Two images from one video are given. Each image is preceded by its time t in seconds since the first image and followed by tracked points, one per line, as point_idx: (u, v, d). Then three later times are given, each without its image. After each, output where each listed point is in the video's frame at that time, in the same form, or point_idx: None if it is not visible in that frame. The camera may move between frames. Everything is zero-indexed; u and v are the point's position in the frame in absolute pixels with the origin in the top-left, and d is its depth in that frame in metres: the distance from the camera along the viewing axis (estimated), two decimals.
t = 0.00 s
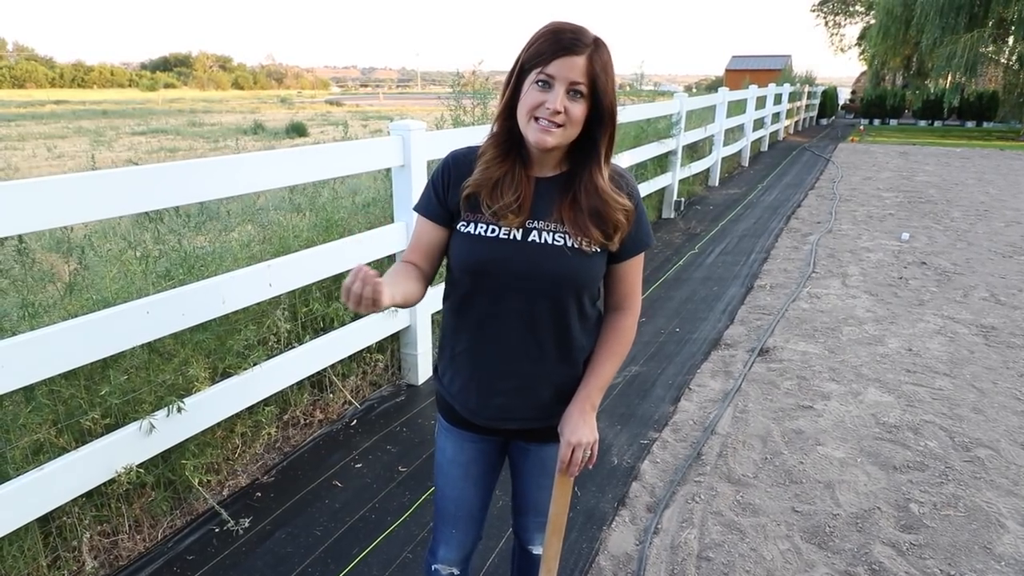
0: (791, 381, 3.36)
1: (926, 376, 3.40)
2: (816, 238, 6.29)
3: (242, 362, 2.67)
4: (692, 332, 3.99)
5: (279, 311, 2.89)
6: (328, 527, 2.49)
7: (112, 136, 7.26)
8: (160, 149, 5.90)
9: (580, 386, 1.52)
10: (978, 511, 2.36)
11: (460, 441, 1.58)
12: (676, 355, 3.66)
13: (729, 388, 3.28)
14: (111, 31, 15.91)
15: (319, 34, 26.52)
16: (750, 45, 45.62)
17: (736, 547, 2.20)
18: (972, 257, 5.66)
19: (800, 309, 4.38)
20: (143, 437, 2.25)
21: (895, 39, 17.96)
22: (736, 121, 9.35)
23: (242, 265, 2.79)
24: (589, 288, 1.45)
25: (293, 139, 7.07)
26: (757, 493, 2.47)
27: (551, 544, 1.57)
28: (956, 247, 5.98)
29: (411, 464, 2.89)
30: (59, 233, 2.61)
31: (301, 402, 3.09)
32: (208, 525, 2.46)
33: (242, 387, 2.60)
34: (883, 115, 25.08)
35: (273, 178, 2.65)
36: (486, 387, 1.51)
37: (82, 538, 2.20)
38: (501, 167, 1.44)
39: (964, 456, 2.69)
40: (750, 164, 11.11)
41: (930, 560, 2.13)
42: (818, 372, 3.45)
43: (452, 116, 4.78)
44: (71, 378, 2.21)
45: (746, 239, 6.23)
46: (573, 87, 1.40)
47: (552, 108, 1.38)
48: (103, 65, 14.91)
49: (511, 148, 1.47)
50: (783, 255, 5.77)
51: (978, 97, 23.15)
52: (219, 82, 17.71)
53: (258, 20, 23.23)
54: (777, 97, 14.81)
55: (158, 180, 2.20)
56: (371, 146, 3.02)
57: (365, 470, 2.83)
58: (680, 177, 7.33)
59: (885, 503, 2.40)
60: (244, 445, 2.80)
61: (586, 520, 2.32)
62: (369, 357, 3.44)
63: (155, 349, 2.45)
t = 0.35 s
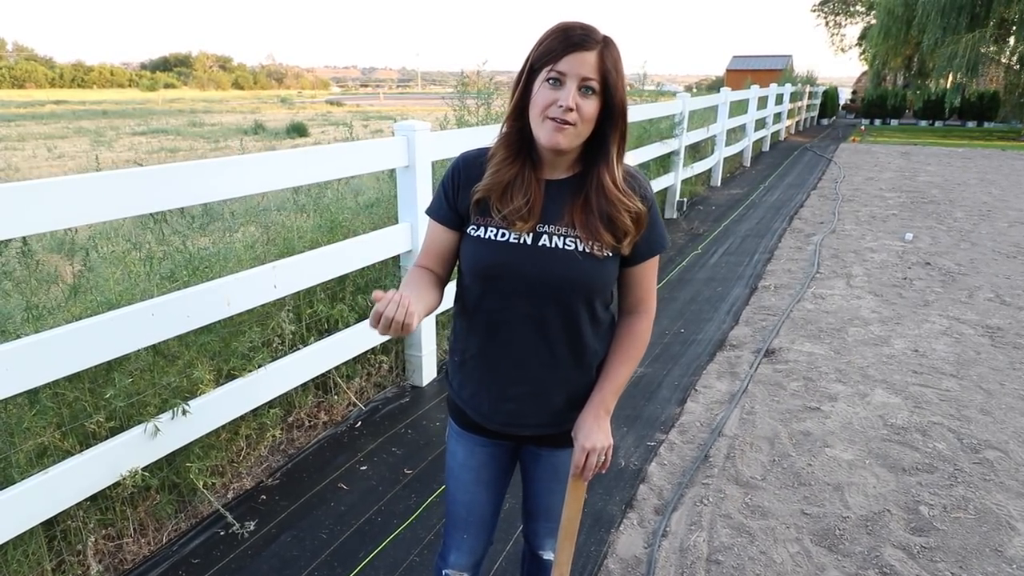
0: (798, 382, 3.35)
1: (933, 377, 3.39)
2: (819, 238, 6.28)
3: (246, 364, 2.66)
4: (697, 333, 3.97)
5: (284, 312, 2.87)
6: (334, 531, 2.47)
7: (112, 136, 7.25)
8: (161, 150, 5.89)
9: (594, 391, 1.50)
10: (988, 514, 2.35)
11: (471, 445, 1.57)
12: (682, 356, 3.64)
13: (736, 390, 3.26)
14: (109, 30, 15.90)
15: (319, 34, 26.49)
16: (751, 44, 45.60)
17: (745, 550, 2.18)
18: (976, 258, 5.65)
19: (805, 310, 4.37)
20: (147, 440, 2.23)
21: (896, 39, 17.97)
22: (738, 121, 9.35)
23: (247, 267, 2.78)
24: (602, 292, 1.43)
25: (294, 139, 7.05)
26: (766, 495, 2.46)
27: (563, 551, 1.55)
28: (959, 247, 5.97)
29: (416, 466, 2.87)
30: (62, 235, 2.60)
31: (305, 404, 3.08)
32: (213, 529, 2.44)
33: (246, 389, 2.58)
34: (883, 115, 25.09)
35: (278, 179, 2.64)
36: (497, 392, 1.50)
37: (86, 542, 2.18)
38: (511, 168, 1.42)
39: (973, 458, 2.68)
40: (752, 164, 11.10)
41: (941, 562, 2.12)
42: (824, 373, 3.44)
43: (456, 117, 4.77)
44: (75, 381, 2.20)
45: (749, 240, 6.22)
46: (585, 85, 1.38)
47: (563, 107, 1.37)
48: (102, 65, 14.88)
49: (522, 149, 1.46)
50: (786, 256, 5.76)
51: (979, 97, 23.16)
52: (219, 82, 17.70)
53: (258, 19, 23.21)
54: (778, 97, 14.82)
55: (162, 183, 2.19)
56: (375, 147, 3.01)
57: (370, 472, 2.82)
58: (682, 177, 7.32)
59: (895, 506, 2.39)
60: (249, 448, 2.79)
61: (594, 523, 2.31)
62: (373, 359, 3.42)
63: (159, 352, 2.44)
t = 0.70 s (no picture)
0: (794, 380, 3.36)
1: (928, 374, 3.41)
2: (812, 236, 6.32)
3: (242, 365, 2.63)
4: (693, 332, 3.98)
5: (280, 313, 2.85)
6: (332, 533, 2.45)
7: (100, 136, 7.16)
8: (152, 150, 5.83)
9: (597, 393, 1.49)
10: (986, 509, 2.36)
11: (475, 447, 1.56)
12: (678, 355, 3.65)
13: (733, 388, 3.27)
14: (97, 29, 15.75)
15: (309, 34, 26.37)
16: (741, 44, 45.79)
17: (746, 548, 2.18)
18: (967, 255, 5.70)
19: (800, 308, 4.38)
20: (142, 444, 2.20)
21: (885, 39, 18.12)
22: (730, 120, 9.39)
23: (242, 267, 2.75)
24: (607, 293, 1.42)
25: (286, 139, 7.00)
26: (766, 493, 2.46)
27: (563, 554, 1.54)
28: (950, 245, 6.02)
29: (414, 467, 2.85)
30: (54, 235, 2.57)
31: (301, 405, 3.05)
32: (209, 533, 2.42)
33: (242, 391, 2.56)
34: (872, 115, 25.28)
35: (274, 179, 2.62)
36: (501, 394, 1.49)
37: (80, 548, 2.15)
38: (516, 169, 1.41)
39: (970, 454, 2.69)
40: (743, 163, 11.14)
41: (941, 559, 2.13)
42: (820, 371, 3.45)
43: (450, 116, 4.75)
44: (68, 385, 2.17)
45: (742, 238, 6.24)
46: (589, 82, 1.37)
47: (568, 106, 1.36)
48: (90, 65, 14.72)
49: (526, 150, 1.45)
50: (780, 254, 5.78)
51: (966, 97, 23.38)
52: (209, 82, 17.55)
53: (247, 19, 23.07)
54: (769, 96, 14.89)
55: (154, 183, 2.16)
56: (370, 146, 2.98)
57: (368, 473, 2.80)
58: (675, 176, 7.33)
59: (894, 503, 2.40)
60: (245, 450, 2.76)
61: (595, 522, 2.30)
62: (370, 360, 3.40)
63: (154, 354, 2.41)
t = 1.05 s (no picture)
0: (784, 377, 3.39)
1: (914, 371, 3.46)
2: (798, 235, 6.38)
3: (232, 369, 2.61)
4: (682, 331, 4.00)
5: (270, 316, 2.82)
6: (325, 537, 2.43)
7: (82, 136, 7.07)
8: (136, 151, 5.76)
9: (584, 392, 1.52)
10: (973, 504, 2.40)
11: (472, 444, 1.56)
12: (669, 354, 3.67)
13: (723, 386, 3.29)
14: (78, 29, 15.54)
15: (293, 34, 26.19)
16: (724, 44, 46.12)
17: (740, 545, 2.20)
18: (949, 253, 5.78)
19: (787, 306, 4.43)
20: (132, 449, 2.18)
21: (866, 39, 18.35)
22: (716, 120, 9.46)
23: (231, 270, 2.72)
24: (602, 298, 1.44)
25: (272, 140, 6.95)
26: (758, 491, 2.48)
27: (545, 547, 1.58)
28: (933, 243, 6.10)
29: (407, 469, 2.84)
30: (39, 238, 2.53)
31: (292, 408, 3.03)
32: (200, 537, 2.39)
33: (233, 395, 2.54)
34: (854, 115, 25.59)
35: (264, 181, 2.61)
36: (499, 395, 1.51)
37: (69, 556, 2.12)
38: (510, 171, 1.40)
39: (957, 449, 2.73)
40: (729, 163, 11.23)
41: (931, 553, 2.16)
42: (809, 369, 3.49)
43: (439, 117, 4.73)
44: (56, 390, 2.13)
45: (729, 238, 6.28)
46: (583, 82, 1.38)
47: (562, 106, 1.36)
48: (70, 66, 14.52)
49: (519, 151, 1.44)
50: (767, 253, 5.83)
51: (945, 97, 23.74)
52: (192, 82, 17.38)
53: (230, 19, 22.88)
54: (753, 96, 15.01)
55: (142, 184, 2.13)
56: (360, 148, 2.97)
57: (360, 476, 2.78)
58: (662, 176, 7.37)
59: (884, 498, 2.43)
60: (236, 454, 2.74)
61: (589, 522, 2.31)
62: (361, 361, 3.38)
63: (143, 358, 2.38)
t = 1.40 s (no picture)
0: (777, 375, 3.42)
1: (905, 368, 3.50)
2: (790, 234, 6.42)
3: (228, 369, 2.61)
4: (677, 329, 4.02)
5: (266, 316, 2.83)
6: (322, 536, 2.44)
7: (73, 137, 7.03)
8: (128, 151, 5.74)
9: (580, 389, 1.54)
10: (964, 498, 2.43)
11: (472, 439, 1.58)
12: (663, 352, 3.69)
13: (718, 384, 3.32)
14: (68, 29, 15.45)
15: (284, 33, 26.10)
16: (716, 45, 46.29)
17: (735, 541, 2.22)
18: (939, 251, 5.84)
19: (780, 305, 4.46)
20: (129, 449, 2.18)
21: (857, 40, 18.47)
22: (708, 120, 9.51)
23: (228, 270, 2.72)
24: (600, 298, 1.47)
25: (264, 140, 6.93)
26: (752, 487, 2.51)
27: (538, 539, 1.61)
28: (924, 242, 6.16)
29: (403, 468, 2.85)
30: (33, 239, 2.53)
31: (288, 408, 3.03)
32: (197, 537, 2.39)
33: (229, 395, 2.54)
34: (845, 115, 25.74)
35: (260, 180, 2.61)
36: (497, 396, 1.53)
37: (66, 556, 2.12)
38: (506, 176, 1.41)
39: (948, 444, 2.77)
40: (721, 163, 11.28)
41: (922, 547, 2.19)
42: (802, 366, 3.52)
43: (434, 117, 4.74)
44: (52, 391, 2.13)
45: (722, 237, 6.32)
46: (576, 85, 1.39)
47: (558, 111, 1.37)
48: (60, 65, 14.43)
49: (514, 155, 1.45)
50: (759, 252, 5.87)
51: (935, 97, 23.93)
52: (183, 82, 17.34)
53: (222, 19, 22.80)
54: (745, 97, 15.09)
55: (137, 185, 2.13)
56: (355, 148, 2.98)
57: (357, 475, 2.79)
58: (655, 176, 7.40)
59: (876, 493, 2.46)
60: (232, 454, 2.74)
61: (585, 519, 2.32)
62: (356, 361, 3.39)
63: (139, 359, 2.38)
